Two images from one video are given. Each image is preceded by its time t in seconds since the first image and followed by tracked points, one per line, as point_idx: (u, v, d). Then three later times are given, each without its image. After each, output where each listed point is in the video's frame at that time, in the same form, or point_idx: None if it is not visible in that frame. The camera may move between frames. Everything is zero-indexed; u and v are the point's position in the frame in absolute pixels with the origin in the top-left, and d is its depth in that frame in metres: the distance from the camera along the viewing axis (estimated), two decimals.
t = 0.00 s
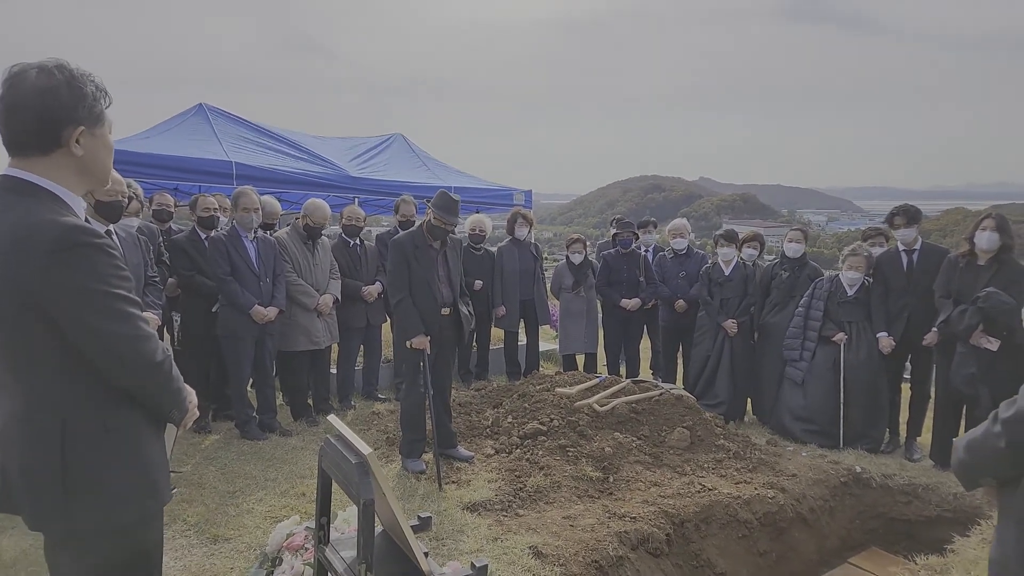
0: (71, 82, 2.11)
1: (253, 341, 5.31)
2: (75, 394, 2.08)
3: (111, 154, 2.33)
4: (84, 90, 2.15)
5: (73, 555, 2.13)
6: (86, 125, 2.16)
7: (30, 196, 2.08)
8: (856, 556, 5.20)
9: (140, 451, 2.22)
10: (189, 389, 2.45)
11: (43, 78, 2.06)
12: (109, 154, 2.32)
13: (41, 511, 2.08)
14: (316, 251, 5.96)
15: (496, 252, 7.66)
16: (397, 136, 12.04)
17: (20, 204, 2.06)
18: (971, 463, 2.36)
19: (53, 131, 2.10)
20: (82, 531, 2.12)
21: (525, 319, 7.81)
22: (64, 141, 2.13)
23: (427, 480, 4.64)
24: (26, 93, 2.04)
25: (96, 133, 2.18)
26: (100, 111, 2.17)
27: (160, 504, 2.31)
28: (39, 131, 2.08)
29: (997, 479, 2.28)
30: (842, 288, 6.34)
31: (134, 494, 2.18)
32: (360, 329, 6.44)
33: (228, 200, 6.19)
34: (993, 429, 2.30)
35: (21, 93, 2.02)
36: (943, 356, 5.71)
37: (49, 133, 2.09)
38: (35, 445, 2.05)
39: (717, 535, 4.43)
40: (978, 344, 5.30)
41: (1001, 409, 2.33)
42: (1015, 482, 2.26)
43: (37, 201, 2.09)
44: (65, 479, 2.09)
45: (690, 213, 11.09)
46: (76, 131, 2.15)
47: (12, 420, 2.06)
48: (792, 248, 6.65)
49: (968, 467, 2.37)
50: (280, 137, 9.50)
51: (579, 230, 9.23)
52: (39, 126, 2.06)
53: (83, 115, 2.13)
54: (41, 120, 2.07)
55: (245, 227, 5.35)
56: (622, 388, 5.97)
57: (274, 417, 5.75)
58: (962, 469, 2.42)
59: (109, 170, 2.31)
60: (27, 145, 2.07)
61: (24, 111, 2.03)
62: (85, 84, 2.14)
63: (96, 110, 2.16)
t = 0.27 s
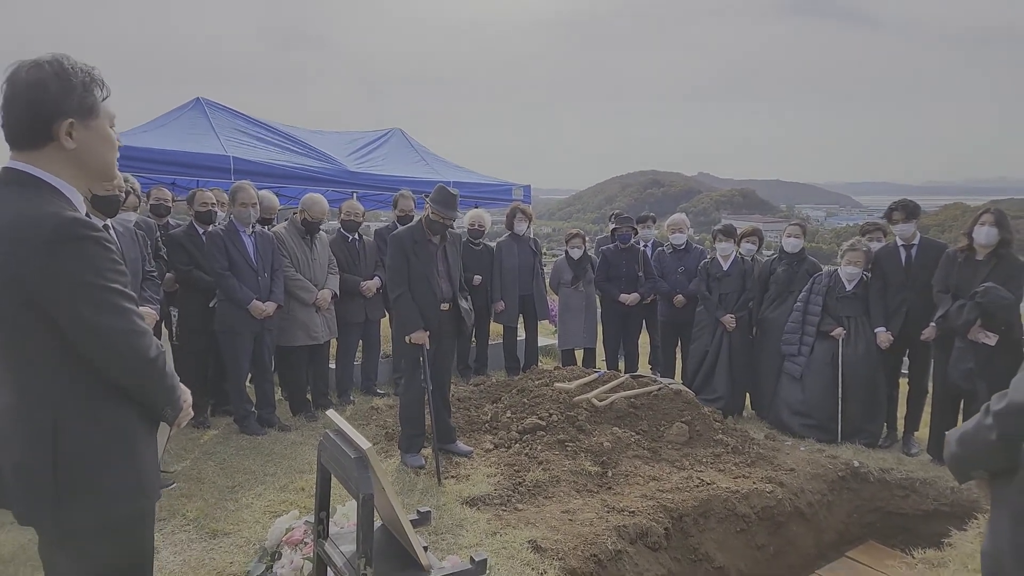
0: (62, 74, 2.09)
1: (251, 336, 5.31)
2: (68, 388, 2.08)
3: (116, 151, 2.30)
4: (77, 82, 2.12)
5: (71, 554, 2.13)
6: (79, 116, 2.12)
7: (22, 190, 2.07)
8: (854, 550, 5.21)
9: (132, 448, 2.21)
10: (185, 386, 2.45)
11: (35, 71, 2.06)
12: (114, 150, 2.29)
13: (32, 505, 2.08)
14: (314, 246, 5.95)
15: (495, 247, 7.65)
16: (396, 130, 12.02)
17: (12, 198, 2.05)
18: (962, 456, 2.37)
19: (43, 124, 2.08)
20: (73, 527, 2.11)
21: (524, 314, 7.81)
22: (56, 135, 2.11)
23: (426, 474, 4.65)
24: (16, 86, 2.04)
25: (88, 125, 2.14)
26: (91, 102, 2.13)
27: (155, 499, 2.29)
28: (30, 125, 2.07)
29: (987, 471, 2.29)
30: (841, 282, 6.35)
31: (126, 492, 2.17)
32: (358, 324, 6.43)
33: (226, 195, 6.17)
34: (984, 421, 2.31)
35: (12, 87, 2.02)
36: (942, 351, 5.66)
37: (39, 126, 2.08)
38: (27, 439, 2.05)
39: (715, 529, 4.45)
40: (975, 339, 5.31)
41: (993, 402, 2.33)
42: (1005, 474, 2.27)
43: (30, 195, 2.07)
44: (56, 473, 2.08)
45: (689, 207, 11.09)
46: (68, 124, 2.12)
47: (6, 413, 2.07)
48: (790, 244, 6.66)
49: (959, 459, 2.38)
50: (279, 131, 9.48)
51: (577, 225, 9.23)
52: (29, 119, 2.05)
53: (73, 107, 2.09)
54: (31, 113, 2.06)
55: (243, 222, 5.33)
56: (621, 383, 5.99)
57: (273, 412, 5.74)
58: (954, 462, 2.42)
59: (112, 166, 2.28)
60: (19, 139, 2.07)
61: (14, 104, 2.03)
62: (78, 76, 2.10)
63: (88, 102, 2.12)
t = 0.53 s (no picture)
0: (34, 64, 2.08)
1: (251, 330, 5.32)
2: (66, 384, 2.09)
3: (96, 143, 2.28)
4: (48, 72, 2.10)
5: (73, 545, 2.15)
6: (51, 107, 2.11)
7: None
8: (853, 543, 5.22)
9: (135, 440, 2.23)
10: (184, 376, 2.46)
11: (7, 61, 2.06)
12: (94, 142, 2.27)
13: (35, 501, 2.09)
14: (313, 240, 5.95)
15: (494, 241, 7.65)
16: (394, 124, 12.00)
17: None
18: (959, 450, 2.37)
19: (14, 114, 2.08)
20: (77, 521, 2.13)
21: (523, 308, 7.82)
22: (27, 125, 2.10)
23: (426, 468, 4.66)
24: None
25: (59, 115, 2.12)
26: (62, 92, 2.10)
27: (157, 492, 2.31)
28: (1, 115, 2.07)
29: (984, 465, 2.29)
30: (841, 276, 6.34)
31: (130, 484, 2.19)
32: (358, 318, 6.44)
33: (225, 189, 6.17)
34: (982, 414, 2.31)
35: None
36: (942, 345, 5.69)
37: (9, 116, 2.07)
38: (28, 435, 2.06)
39: (715, 522, 4.46)
40: (976, 333, 5.30)
41: (990, 395, 2.33)
42: (1002, 467, 2.27)
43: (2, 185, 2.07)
44: (59, 468, 2.10)
45: (688, 201, 11.08)
46: (39, 115, 2.10)
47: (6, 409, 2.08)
48: (790, 237, 6.67)
49: (956, 453, 2.38)
50: (277, 125, 9.47)
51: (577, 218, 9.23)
52: None
53: (42, 96, 2.07)
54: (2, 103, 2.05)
55: (241, 216, 5.33)
56: (620, 376, 5.99)
57: (273, 406, 5.76)
58: (952, 456, 2.43)
59: (91, 157, 2.26)
60: None
61: None
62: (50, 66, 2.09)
63: (60, 92, 2.11)
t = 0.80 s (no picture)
0: (35, 63, 2.09)
1: (252, 327, 5.35)
2: (67, 381, 2.11)
3: (99, 140, 2.30)
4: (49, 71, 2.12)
5: (76, 541, 2.17)
6: (53, 107, 2.13)
7: None
8: (854, 542, 5.20)
9: (135, 437, 2.25)
10: (183, 371, 2.48)
11: (9, 60, 2.08)
12: (96, 139, 2.28)
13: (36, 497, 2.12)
14: (313, 237, 5.98)
15: (493, 238, 7.66)
16: (395, 122, 12.03)
17: None
18: (961, 449, 2.36)
19: (17, 113, 2.10)
20: (77, 517, 2.15)
21: (523, 305, 7.82)
22: (29, 124, 2.12)
23: (426, 465, 4.66)
24: None
25: (60, 114, 2.13)
26: (63, 91, 2.12)
27: (157, 489, 2.32)
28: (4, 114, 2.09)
29: (986, 464, 2.28)
30: (842, 274, 6.31)
31: (130, 481, 2.21)
32: (358, 315, 6.46)
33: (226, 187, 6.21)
34: (983, 413, 2.29)
35: None
36: (944, 343, 5.68)
37: (12, 115, 2.10)
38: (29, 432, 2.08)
39: (715, 520, 4.44)
40: (978, 331, 5.27)
41: (992, 394, 2.31)
42: (1004, 466, 2.26)
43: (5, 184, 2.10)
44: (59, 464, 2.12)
45: (688, 198, 11.07)
46: (41, 114, 2.12)
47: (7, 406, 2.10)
48: (790, 235, 6.62)
49: (958, 452, 2.37)
50: (278, 123, 9.51)
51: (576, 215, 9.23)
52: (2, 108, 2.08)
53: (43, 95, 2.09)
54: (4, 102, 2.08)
55: (242, 213, 5.37)
56: (620, 373, 5.99)
57: (274, 402, 5.78)
58: (954, 454, 2.42)
59: (93, 155, 2.28)
60: None
61: None
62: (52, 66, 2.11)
63: (61, 92, 2.12)
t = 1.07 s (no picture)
0: (59, 64, 2.16)
1: (263, 324, 5.42)
2: (87, 374, 2.15)
3: (121, 139, 2.36)
4: (73, 72, 2.18)
5: (92, 531, 2.21)
6: (77, 107, 2.19)
7: (26, 178, 2.17)
8: (866, 548, 5.08)
9: (152, 432, 2.29)
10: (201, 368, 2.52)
11: (34, 62, 2.15)
12: (118, 138, 2.35)
13: (52, 487, 2.16)
14: (322, 236, 6.05)
15: (502, 237, 7.68)
16: (404, 122, 12.12)
17: (19, 186, 2.16)
18: (978, 453, 2.33)
19: (42, 114, 2.17)
20: (92, 507, 2.19)
21: (530, 304, 7.84)
22: (54, 124, 2.19)
23: (433, 463, 4.68)
24: (17, 78, 2.14)
25: (83, 115, 2.20)
26: (85, 92, 2.18)
27: (172, 482, 2.36)
28: (30, 115, 2.17)
29: (1004, 469, 2.26)
30: (854, 276, 6.23)
31: (144, 474, 2.25)
32: (367, 313, 6.52)
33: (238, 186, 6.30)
34: (1003, 418, 2.27)
35: (13, 78, 2.13)
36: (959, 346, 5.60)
37: (37, 116, 2.17)
38: (49, 422, 2.13)
39: (723, 523, 4.40)
40: (994, 335, 5.17)
41: (1011, 398, 2.29)
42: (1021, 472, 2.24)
43: (32, 183, 2.17)
44: (78, 456, 2.17)
45: (697, 198, 11.03)
46: (65, 114, 2.19)
47: (31, 395, 2.16)
48: (801, 235, 6.59)
49: (975, 456, 2.35)
50: (290, 123, 9.64)
51: (584, 215, 9.24)
52: (28, 110, 2.15)
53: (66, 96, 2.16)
54: (30, 103, 2.15)
55: (255, 212, 5.44)
56: (628, 373, 5.97)
57: (284, 399, 5.84)
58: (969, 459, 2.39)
59: (115, 154, 2.34)
60: (22, 128, 2.18)
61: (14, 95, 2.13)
62: (74, 66, 2.17)
63: (84, 92, 2.19)
